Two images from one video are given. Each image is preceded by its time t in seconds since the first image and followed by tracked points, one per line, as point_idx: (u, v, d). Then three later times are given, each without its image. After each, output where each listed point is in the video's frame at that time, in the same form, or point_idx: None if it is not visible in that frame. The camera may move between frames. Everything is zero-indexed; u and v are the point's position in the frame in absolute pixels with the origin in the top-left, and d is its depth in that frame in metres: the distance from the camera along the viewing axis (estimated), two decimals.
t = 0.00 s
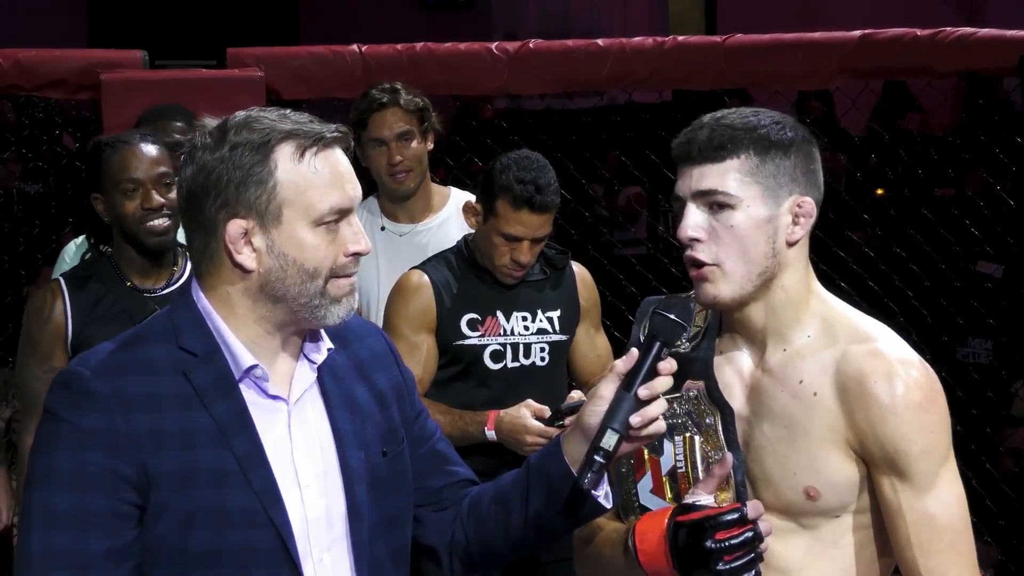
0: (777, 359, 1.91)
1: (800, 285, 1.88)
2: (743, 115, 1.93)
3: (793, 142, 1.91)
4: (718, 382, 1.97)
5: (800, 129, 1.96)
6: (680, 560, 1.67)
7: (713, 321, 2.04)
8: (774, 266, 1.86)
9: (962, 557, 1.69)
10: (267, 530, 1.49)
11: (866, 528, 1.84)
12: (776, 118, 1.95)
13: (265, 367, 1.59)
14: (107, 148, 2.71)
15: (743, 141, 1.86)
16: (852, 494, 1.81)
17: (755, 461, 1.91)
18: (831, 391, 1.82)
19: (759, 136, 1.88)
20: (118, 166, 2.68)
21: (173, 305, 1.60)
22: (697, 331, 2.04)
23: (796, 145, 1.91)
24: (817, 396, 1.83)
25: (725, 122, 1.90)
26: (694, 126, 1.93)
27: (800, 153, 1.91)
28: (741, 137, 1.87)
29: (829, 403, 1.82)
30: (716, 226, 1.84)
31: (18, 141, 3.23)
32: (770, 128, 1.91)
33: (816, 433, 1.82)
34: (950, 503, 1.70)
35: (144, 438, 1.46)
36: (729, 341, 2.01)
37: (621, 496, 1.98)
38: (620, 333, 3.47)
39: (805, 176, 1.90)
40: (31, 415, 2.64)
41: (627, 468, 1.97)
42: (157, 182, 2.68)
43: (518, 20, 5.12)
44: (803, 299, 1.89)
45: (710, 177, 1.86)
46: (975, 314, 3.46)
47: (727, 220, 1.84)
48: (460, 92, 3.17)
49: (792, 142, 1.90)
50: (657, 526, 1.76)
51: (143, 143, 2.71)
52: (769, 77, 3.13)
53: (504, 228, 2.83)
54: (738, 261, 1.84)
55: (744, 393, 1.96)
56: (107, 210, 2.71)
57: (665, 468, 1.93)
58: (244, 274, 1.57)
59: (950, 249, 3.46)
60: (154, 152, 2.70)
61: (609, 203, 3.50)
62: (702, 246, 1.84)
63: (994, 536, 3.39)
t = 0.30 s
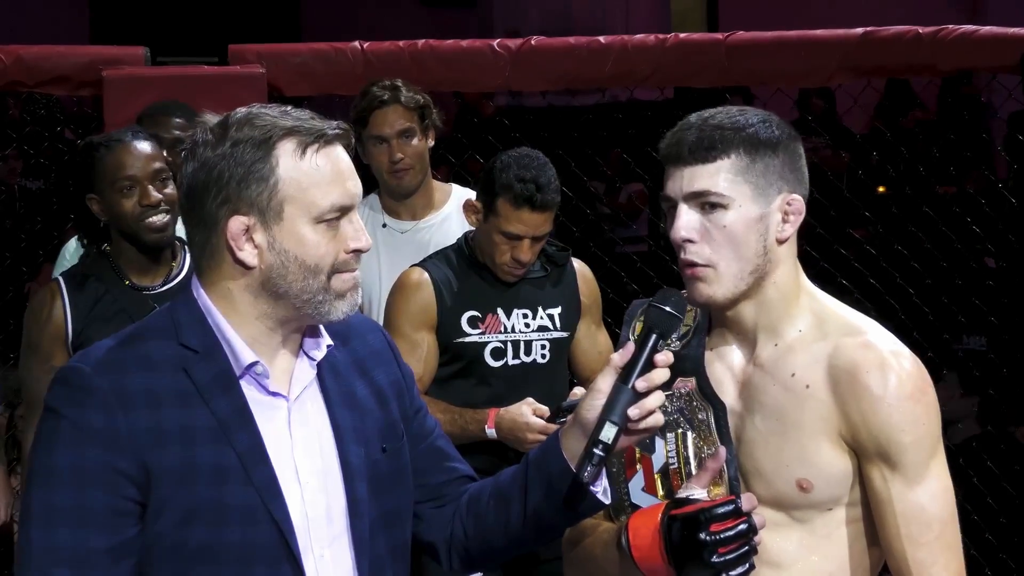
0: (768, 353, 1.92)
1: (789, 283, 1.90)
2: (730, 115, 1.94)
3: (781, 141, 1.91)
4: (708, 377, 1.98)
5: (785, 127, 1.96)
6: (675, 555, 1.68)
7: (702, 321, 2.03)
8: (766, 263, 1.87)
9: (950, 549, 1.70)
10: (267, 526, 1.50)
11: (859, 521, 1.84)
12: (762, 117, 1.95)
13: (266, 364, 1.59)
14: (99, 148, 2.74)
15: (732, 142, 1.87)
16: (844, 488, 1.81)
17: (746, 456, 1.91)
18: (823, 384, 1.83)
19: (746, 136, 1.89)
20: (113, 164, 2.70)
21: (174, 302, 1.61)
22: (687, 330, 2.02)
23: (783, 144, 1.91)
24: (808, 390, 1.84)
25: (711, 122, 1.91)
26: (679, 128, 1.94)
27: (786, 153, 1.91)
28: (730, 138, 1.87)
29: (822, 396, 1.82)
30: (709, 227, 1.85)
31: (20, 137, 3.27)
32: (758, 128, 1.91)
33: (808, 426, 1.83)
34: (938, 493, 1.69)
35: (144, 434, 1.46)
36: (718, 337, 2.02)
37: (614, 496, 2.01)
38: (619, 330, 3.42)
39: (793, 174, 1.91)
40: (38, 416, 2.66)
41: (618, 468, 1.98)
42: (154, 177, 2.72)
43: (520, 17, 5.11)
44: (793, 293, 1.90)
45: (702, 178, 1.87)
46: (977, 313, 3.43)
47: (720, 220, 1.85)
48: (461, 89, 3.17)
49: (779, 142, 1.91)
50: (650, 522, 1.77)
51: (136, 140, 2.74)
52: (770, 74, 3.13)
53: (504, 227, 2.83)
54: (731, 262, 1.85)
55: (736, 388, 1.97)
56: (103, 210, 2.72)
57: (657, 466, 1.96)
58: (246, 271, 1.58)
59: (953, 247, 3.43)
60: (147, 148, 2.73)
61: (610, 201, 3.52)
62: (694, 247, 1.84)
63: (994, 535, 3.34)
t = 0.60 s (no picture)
0: (762, 349, 1.92)
1: (783, 280, 1.90)
2: (743, 112, 1.92)
3: (788, 142, 1.92)
4: (702, 372, 1.98)
5: (793, 127, 1.96)
6: (672, 550, 1.68)
7: (695, 315, 2.02)
8: (761, 263, 1.87)
9: (944, 547, 1.72)
10: (269, 522, 1.50)
11: (856, 516, 1.85)
12: (773, 116, 1.95)
13: (267, 359, 1.60)
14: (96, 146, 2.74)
15: (741, 139, 1.87)
16: (839, 483, 1.82)
17: (744, 453, 1.91)
18: (818, 381, 1.83)
19: (757, 134, 1.89)
20: (109, 162, 2.70)
21: (175, 298, 1.61)
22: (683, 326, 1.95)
23: (790, 145, 1.91)
24: (803, 386, 1.85)
25: (721, 118, 1.90)
26: (690, 119, 1.94)
27: (793, 154, 1.91)
28: (738, 135, 1.87)
29: (817, 393, 1.83)
30: (710, 221, 1.85)
31: (22, 133, 3.27)
32: (767, 126, 1.91)
33: (804, 422, 1.83)
34: (931, 488, 1.71)
35: (146, 430, 1.46)
36: (712, 333, 2.02)
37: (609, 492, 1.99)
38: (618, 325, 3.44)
39: (797, 176, 1.92)
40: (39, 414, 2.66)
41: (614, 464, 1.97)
42: (146, 180, 2.71)
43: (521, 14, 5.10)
44: (789, 290, 1.91)
45: (707, 174, 1.87)
46: (979, 308, 3.43)
47: (721, 217, 1.85)
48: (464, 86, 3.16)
49: (788, 143, 1.92)
50: (647, 517, 1.77)
51: (134, 138, 2.73)
52: (772, 71, 3.13)
53: (504, 223, 2.82)
54: (728, 259, 1.86)
55: (731, 383, 1.97)
56: (101, 207, 2.72)
57: (653, 461, 1.94)
58: (247, 266, 1.58)
59: (955, 243, 3.42)
60: (144, 148, 2.72)
61: (612, 196, 3.48)
62: (694, 241, 1.85)
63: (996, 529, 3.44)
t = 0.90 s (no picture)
0: (773, 346, 1.92)
1: (798, 274, 1.89)
2: (751, 108, 1.92)
3: (798, 139, 1.90)
4: (714, 367, 1.99)
5: (807, 123, 1.95)
6: (679, 546, 1.68)
7: (707, 311, 2.05)
8: (769, 262, 1.87)
9: (954, 550, 1.73)
10: (268, 517, 1.50)
11: (864, 514, 1.85)
12: (785, 110, 1.93)
13: (265, 355, 1.60)
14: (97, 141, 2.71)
15: (746, 138, 1.87)
16: (849, 483, 1.82)
17: (751, 449, 1.91)
18: (830, 379, 1.83)
19: (765, 133, 1.88)
20: (106, 158, 2.67)
21: (174, 293, 1.61)
22: (692, 319, 2.04)
23: (800, 143, 1.90)
24: (815, 385, 1.85)
25: (729, 116, 1.90)
26: (700, 116, 1.94)
27: (803, 152, 1.90)
28: (744, 134, 1.87)
29: (828, 392, 1.83)
30: (714, 222, 1.85)
31: (24, 128, 3.32)
32: (777, 123, 1.90)
33: (814, 419, 1.84)
34: (943, 491, 1.72)
35: (144, 426, 1.46)
36: (724, 327, 2.02)
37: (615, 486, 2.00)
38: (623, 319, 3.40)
39: (808, 173, 1.90)
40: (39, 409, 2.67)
41: (621, 457, 1.97)
42: (139, 180, 2.67)
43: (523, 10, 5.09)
44: (802, 287, 1.90)
45: (713, 175, 1.87)
46: (980, 304, 3.43)
47: (726, 218, 1.85)
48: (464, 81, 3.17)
49: (797, 141, 1.90)
50: (654, 511, 1.77)
51: (133, 135, 2.70)
52: (773, 66, 3.13)
53: (504, 218, 2.83)
54: (732, 258, 1.85)
55: (740, 379, 1.97)
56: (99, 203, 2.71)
57: (661, 455, 1.95)
58: (245, 262, 1.58)
59: (956, 238, 3.43)
60: (144, 146, 2.69)
61: (613, 192, 3.53)
62: (699, 241, 1.85)
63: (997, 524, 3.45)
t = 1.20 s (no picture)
0: (790, 344, 1.92)
1: (812, 272, 1.89)
2: (764, 104, 1.91)
3: (811, 136, 1.90)
4: (729, 362, 1.99)
5: (822, 119, 1.93)
6: (685, 542, 1.68)
7: (725, 306, 2.07)
8: (780, 260, 1.87)
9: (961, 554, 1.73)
10: (265, 511, 1.50)
11: (872, 515, 1.85)
12: (798, 107, 1.93)
13: (261, 348, 1.60)
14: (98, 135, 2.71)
15: (756, 134, 1.87)
16: (859, 484, 1.83)
17: (764, 446, 1.92)
18: (844, 379, 1.84)
19: (777, 129, 1.88)
20: (106, 153, 2.67)
21: (171, 287, 1.62)
22: (709, 314, 2.08)
23: (813, 139, 1.90)
24: (829, 384, 1.85)
25: (744, 110, 1.89)
26: (713, 111, 1.94)
27: (816, 149, 1.90)
28: (755, 129, 1.87)
29: (842, 393, 1.83)
30: (722, 219, 1.86)
31: (24, 122, 3.27)
32: (789, 120, 1.90)
33: (827, 421, 1.84)
34: (953, 496, 1.72)
35: (140, 419, 1.47)
36: (741, 324, 2.02)
37: (628, 477, 2.01)
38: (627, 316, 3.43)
39: (820, 170, 1.90)
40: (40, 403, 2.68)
41: (635, 448, 1.99)
42: (138, 175, 2.66)
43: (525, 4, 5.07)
44: (818, 287, 1.90)
45: (721, 170, 1.88)
46: (981, 298, 3.45)
47: (734, 215, 1.86)
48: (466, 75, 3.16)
49: (810, 138, 1.89)
50: (662, 504, 1.77)
51: (134, 130, 2.69)
52: (775, 61, 3.12)
53: (504, 211, 2.83)
54: (743, 255, 1.86)
55: (756, 376, 1.97)
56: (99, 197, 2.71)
57: (674, 449, 1.95)
58: (241, 256, 1.58)
59: (957, 232, 3.44)
60: (143, 141, 2.69)
61: (615, 186, 3.49)
62: (707, 237, 1.87)
63: (998, 519, 3.42)
